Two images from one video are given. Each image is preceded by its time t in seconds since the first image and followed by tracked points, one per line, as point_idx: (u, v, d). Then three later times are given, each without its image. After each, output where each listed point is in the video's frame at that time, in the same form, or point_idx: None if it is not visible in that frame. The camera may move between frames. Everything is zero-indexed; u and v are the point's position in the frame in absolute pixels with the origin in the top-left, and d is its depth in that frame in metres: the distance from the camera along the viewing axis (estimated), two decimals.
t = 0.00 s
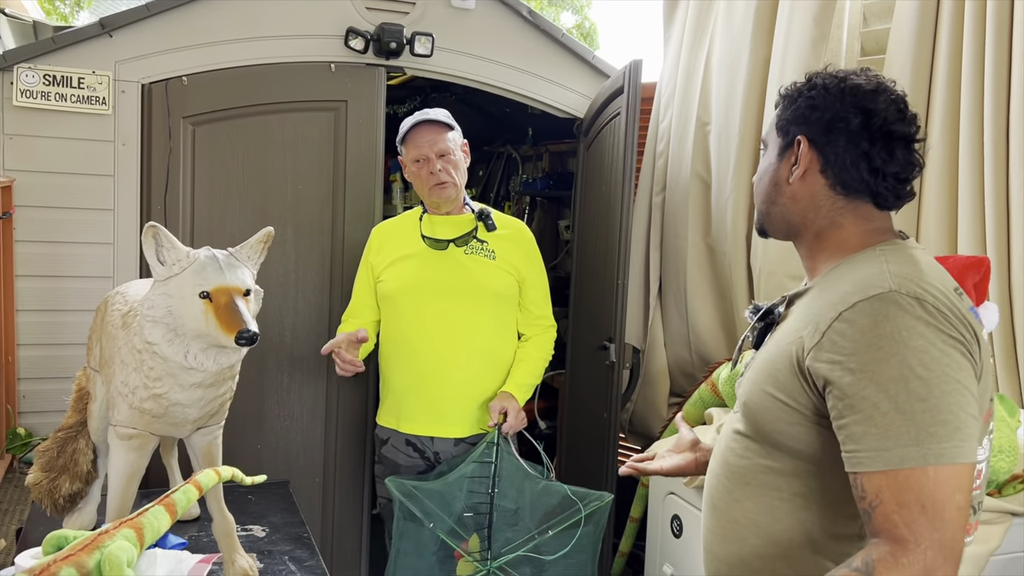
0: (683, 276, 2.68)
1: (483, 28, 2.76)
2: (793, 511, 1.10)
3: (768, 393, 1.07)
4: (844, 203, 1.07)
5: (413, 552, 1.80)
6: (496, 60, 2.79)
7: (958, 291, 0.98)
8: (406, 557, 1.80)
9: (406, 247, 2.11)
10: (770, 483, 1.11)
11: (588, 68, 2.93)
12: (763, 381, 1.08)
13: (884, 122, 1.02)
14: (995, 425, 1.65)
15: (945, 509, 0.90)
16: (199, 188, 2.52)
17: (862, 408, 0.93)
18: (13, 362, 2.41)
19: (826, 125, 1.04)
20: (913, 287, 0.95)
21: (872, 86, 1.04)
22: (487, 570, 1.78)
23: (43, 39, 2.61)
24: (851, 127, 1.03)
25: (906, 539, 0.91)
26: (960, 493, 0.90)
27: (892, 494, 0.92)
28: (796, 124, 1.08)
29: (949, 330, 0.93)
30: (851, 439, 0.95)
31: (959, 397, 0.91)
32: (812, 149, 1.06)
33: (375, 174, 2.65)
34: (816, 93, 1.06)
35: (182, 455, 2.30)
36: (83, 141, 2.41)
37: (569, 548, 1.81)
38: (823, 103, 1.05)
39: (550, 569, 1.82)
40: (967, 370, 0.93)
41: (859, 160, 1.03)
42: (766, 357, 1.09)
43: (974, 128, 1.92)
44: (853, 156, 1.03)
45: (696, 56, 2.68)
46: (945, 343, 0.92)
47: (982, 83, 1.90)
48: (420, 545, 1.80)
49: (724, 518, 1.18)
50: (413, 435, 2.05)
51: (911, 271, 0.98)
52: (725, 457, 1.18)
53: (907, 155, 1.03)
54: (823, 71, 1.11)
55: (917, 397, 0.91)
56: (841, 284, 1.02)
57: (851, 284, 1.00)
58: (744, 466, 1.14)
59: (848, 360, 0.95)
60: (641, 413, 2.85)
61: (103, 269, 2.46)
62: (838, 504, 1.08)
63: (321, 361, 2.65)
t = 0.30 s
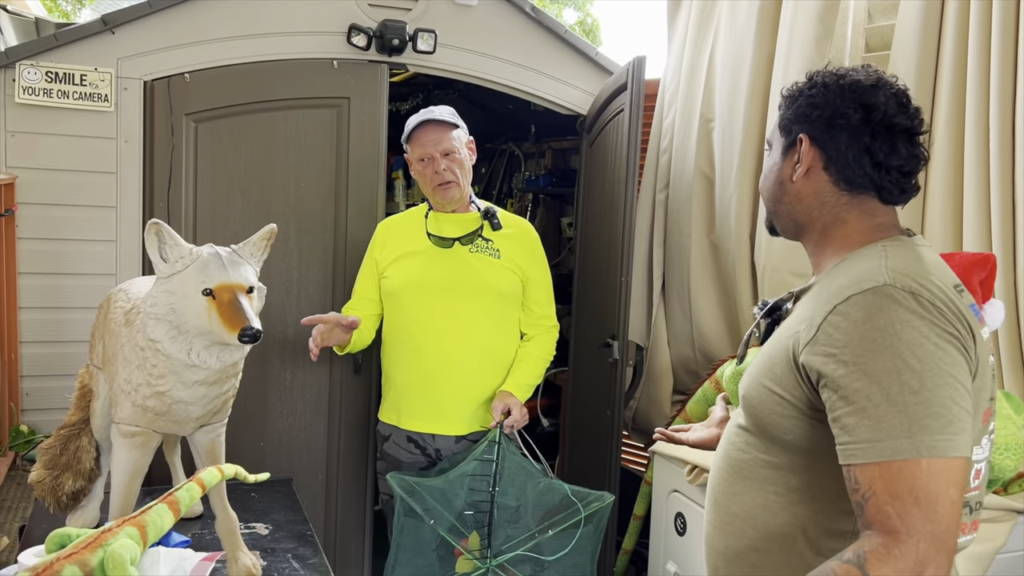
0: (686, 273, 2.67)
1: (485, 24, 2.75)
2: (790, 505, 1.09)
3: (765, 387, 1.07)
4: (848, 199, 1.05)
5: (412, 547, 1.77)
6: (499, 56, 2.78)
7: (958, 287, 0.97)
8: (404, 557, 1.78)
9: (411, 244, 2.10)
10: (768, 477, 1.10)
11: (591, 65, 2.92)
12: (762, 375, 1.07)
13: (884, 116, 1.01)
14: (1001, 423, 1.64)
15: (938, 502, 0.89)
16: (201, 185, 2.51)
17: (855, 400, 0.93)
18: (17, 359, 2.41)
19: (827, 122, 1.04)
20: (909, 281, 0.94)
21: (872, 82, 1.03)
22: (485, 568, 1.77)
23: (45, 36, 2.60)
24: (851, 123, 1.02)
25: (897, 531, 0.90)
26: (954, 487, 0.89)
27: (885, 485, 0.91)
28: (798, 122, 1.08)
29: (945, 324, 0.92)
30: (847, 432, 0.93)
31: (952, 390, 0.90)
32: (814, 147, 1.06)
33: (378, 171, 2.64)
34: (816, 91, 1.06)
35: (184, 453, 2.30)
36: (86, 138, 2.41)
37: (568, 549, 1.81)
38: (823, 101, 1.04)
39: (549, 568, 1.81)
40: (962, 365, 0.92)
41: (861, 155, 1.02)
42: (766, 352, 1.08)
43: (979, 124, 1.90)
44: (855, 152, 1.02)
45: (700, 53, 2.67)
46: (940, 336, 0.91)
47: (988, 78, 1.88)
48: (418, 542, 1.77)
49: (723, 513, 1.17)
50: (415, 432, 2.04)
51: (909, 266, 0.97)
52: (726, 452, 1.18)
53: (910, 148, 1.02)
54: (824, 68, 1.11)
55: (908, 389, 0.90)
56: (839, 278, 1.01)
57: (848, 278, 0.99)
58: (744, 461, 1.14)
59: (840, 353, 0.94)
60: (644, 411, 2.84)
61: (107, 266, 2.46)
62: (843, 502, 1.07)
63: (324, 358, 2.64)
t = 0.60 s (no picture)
0: (691, 271, 2.66)
1: (489, 20, 2.74)
2: (798, 502, 1.08)
3: (774, 383, 1.06)
4: (857, 200, 1.05)
5: (417, 546, 1.76)
6: (503, 53, 2.77)
7: (969, 285, 0.96)
8: (409, 557, 1.76)
9: (416, 241, 2.10)
10: (776, 474, 1.10)
11: (596, 62, 2.91)
12: (771, 371, 1.07)
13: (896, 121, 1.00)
14: (1009, 421, 1.63)
15: (947, 499, 0.88)
16: (205, 183, 2.51)
17: (864, 397, 0.92)
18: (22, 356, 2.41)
19: (838, 123, 1.03)
20: (920, 277, 0.94)
21: (885, 83, 1.01)
22: (493, 568, 1.75)
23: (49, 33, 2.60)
24: (862, 125, 1.01)
25: (905, 527, 0.89)
26: (963, 485, 0.88)
27: (895, 481, 0.90)
28: (809, 121, 1.07)
29: (955, 321, 0.91)
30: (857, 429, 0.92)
31: (963, 387, 0.89)
32: (824, 147, 1.05)
33: (382, 168, 2.63)
34: (828, 90, 1.04)
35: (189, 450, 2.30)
36: (90, 136, 2.41)
37: (577, 548, 1.81)
38: (835, 101, 1.03)
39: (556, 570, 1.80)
40: (973, 363, 0.91)
41: (871, 158, 1.01)
42: (775, 349, 1.08)
43: (987, 120, 1.89)
44: (864, 154, 1.01)
45: (705, 49, 2.65)
46: (951, 333, 0.91)
47: (996, 73, 1.87)
48: (424, 542, 1.76)
49: (731, 510, 1.17)
50: (419, 429, 2.04)
51: (920, 263, 0.96)
52: (733, 449, 1.18)
53: (920, 152, 1.01)
54: (838, 65, 1.09)
55: (919, 386, 0.89)
56: (849, 274, 1.00)
57: (858, 274, 0.99)
58: (751, 458, 1.13)
59: (850, 350, 0.93)
60: (649, 409, 2.84)
61: (111, 263, 2.46)
62: (851, 500, 1.07)
63: (328, 355, 2.64)
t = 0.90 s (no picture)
0: (697, 268, 2.65)
1: (496, 18, 2.73)
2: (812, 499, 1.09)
3: (792, 381, 1.05)
4: (881, 198, 1.04)
5: (423, 544, 1.80)
6: (510, 50, 2.76)
7: (992, 291, 0.95)
8: (414, 550, 1.80)
9: (426, 239, 2.09)
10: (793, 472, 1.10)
11: (603, 59, 2.90)
12: (789, 368, 1.06)
13: (918, 117, 0.99)
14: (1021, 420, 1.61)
15: (893, 505, 0.89)
16: (212, 180, 2.51)
17: (855, 395, 0.92)
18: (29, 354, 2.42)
19: (859, 122, 1.02)
20: (938, 284, 0.92)
21: (904, 78, 1.01)
22: (490, 565, 1.72)
23: (57, 30, 2.60)
24: (883, 123, 1.00)
25: (848, 529, 0.92)
26: (917, 493, 0.89)
27: (848, 486, 0.93)
28: (827, 121, 1.06)
29: (964, 334, 0.90)
30: (842, 426, 0.94)
31: (952, 402, 0.88)
32: (844, 147, 1.04)
33: (389, 165, 2.62)
34: (847, 88, 1.04)
35: (195, 447, 2.31)
36: (96, 133, 2.41)
37: (574, 551, 1.75)
38: (854, 99, 1.02)
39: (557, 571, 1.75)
40: (983, 372, 0.90)
41: (894, 155, 1.00)
42: (795, 347, 1.07)
43: (997, 116, 1.87)
44: (888, 152, 1.01)
45: (713, 46, 2.64)
46: (957, 346, 0.89)
47: (1007, 70, 1.85)
48: (426, 536, 1.80)
49: (744, 508, 1.17)
50: (428, 428, 2.03)
51: (945, 267, 0.94)
52: (749, 446, 1.18)
53: (942, 147, 1.01)
54: (852, 62, 1.09)
55: (904, 393, 0.89)
56: (872, 273, 0.99)
57: (879, 275, 0.98)
58: (770, 456, 1.13)
59: (854, 349, 0.94)
60: (655, 407, 2.83)
61: (118, 260, 2.46)
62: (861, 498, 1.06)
63: (334, 352, 2.64)
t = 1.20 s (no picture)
0: (705, 266, 2.63)
1: (503, 16, 2.72)
2: (823, 498, 1.08)
3: (805, 380, 1.05)
4: (897, 197, 1.03)
5: (432, 542, 1.82)
6: (517, 48, 2.75)
7: (1009, 292, 0.94)
8: (424, 548, 1.83)
9: (438, 236, 2.09)
10: (804, 470, 1.09)
11: (610, 56, 2.89)
12: (802, 367, 1.05)
13: (937, 118, 0.99)
14: None
15: (898, 509, 0.89)
16: (219, 177, 2.50)
17: (867, 395, 0.91)
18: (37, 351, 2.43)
19: (877, 121, 1.01)
20: (952, 285, 0.91)
21: (924, 78, 1.00)
22: (498, 564, 1.74)
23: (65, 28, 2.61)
24: (902, 123, 0.99)
25: (852, 532, 0.92)
26: (923, 498, 0.88)
27: (853, 488, 0.93)
28: (844, 118, 1.05)
29: (978, 336, 0.88)
30: (854, 426, 0.93)
31: (964, 403, 0.87)
32: (861, 145, 1.03)
33: (395, 163, 2.62)
34: (866, 86, 1.03)
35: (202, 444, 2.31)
36: (104, 130, 2.41)
37: (582, 550, 1.75)
38: (873, 97, 1.01)
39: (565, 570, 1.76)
40: (997, 375, 0.89)
41: (912, 155, 0.99)
42: (808, 346, 1.06)
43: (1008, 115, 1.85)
44: (905, 151, 1.00)
45: (720, 43, 2.62)
46: (970, 347, 0.88)
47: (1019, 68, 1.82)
48: (435, 534, 1.82)
49: (754, 506, 1.16)
50: (438, 427, 2.03)
51: (960, 268, 0.93)
52: (759, 444, 1.17)
53: (959, 148, 1.00)
54: (871, 59, 1.07)
55: (915, 394, 0.88)
56: (888, 272, 0.98)
57: (895, 273, 0.97)
58: (779, 454, 1.13)
59: (865, 349, 0.93)
60: (662, 405, 2.82)
61: (125, 258, 2.47)
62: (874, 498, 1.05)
63: (341, 349, 2.64)
